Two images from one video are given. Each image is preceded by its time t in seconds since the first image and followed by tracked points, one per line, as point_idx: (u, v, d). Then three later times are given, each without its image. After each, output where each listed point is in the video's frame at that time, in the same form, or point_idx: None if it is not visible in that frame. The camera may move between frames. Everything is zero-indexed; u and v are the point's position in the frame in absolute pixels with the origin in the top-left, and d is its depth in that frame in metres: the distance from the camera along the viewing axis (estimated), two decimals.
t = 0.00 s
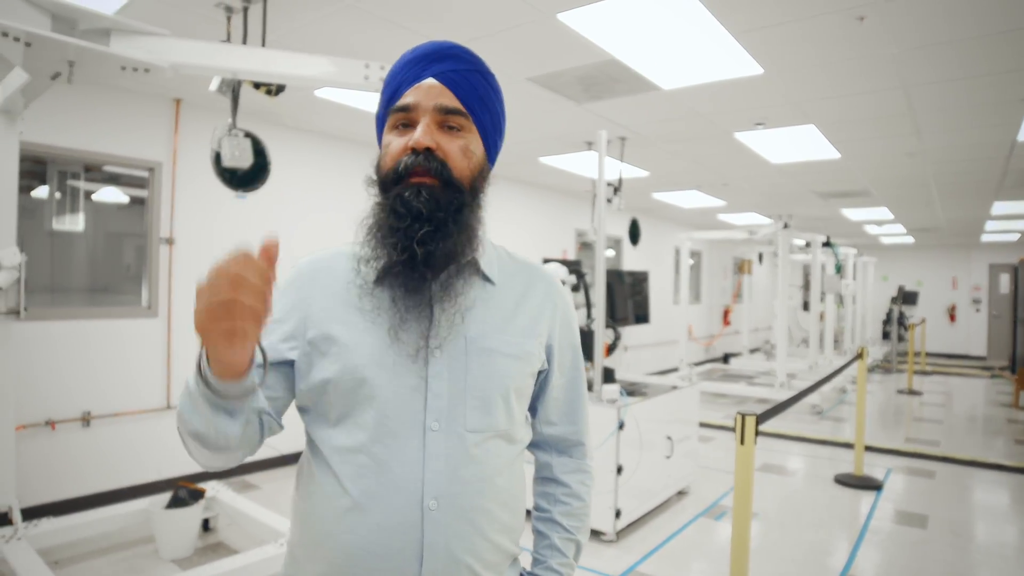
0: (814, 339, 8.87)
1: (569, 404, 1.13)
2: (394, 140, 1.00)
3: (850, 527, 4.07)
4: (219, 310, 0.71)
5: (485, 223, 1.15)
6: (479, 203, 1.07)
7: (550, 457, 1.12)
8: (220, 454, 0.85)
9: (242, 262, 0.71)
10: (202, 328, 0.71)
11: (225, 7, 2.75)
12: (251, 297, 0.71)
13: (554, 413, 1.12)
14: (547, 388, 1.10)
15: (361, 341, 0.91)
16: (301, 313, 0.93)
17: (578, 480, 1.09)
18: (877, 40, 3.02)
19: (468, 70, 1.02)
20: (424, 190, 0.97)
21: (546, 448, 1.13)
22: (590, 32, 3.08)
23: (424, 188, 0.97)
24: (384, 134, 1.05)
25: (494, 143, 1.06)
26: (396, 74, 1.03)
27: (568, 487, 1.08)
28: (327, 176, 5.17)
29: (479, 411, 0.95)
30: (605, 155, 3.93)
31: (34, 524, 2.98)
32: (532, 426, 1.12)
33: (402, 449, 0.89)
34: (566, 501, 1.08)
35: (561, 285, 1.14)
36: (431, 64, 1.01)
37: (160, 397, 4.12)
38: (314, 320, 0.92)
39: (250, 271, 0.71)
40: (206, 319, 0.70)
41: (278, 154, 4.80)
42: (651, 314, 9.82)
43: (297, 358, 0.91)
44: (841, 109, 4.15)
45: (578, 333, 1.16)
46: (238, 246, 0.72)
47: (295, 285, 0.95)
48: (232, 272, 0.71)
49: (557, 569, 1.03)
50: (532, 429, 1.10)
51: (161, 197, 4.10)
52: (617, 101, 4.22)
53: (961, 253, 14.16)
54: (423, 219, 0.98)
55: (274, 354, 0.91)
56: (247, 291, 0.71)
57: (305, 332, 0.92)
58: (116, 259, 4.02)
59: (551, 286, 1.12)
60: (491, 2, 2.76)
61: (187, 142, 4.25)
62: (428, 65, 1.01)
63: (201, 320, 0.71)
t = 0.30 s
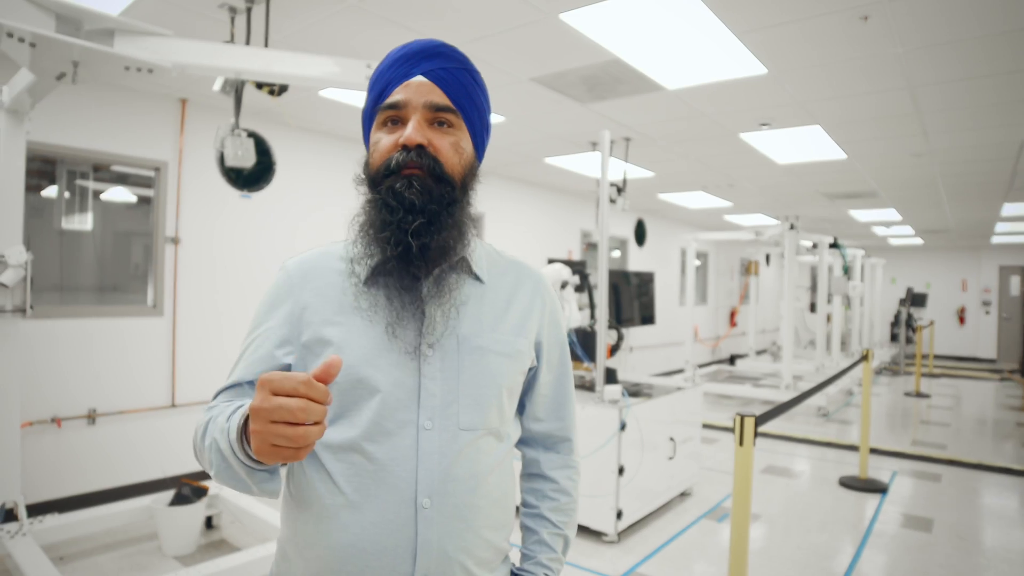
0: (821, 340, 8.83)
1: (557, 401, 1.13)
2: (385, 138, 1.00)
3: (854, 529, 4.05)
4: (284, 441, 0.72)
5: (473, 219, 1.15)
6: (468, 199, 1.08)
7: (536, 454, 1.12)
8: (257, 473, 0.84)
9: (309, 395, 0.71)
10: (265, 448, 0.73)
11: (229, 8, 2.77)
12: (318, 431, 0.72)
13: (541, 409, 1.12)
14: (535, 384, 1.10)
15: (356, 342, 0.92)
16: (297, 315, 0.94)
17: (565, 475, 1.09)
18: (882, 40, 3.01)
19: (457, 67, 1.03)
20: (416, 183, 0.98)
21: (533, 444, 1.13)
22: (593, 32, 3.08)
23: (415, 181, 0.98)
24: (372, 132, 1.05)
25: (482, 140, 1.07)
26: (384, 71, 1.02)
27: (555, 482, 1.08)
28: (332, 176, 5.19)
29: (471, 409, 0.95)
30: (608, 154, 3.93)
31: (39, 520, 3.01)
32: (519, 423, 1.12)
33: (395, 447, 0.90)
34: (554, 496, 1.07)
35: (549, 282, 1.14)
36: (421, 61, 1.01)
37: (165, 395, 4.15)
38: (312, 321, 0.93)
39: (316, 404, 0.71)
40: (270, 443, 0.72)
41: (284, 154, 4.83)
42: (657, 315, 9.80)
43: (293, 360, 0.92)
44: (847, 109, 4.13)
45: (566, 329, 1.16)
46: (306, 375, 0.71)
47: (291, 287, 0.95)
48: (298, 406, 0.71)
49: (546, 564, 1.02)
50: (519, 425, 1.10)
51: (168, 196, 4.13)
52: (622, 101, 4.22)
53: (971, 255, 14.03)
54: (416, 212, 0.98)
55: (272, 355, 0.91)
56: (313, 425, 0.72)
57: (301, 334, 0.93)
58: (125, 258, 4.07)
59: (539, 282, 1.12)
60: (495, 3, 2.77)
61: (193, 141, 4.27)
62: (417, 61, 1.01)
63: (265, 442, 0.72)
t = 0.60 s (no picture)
0: (829, 344, 8.76)
1: (550, 401, 1.12)
2: (373, 139, 1.01)
3: (860, 535, 4.01)
4: (251, 420, 0.72)
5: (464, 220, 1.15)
6: (458, 199, 1.08)
7: (529, 455, 1.12)
8: (237, 464, 0.83)
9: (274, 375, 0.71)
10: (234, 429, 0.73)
11: (234, 10, 2.79)
12: (285, 413, 0.72)
13: (533, 410, 1.11)
14: (527, 385, 1.10)
15: (344, 341, 0.92)
16: (286, 313, 0.94)
17: (558, 477, 1.09)
18: (888, 41, 2.98)
19: (446, 69, 1.02)
20: (402, 183, 0.98)
21: (525, 445, 1.13)
22: (597, 34, 3.07)
23: (401, 181, 0.98)
24: (363, 133, 1.05)
25: (472, 142, 1.07)
26: (373, 74, 1.03)
27: (547, 483, 1.08)
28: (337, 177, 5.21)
29: (460, 408, 0.95)
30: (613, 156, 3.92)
31: (44, 517, 3.04)
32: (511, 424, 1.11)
33: (382, 446, 0.90)
34: (545, 497, 1.07)
35: (540, 281, 1.14)
36: (409, 63, 1.01)
37: (171, 394, 4.18)
38: (302, 320, 0.93)
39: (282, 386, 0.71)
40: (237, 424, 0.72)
41: (290, 156, 4.85)
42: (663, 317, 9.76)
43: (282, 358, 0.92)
44: (855, 111, 4.09)
45: (558, 329, 1.15)
46: (272, 357, 0.72)
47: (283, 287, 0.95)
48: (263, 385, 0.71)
49: (537, 566, 1.02)
50: (511, 425, 1.10)
51: (174, 197, 4.16)
52: (626, 103, 4.21)
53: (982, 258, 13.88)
54: (401, 209, 0.98)
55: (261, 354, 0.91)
56: (279, 407, 0.72)
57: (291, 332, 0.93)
58: (133, 259, 4.10)
59: (530, 282, 1.12)
60: (498, 4, 2.77)
61: (199, 143, 4.30)
62: (406, 64, 1.01)
63: (232, 422, 0.73)
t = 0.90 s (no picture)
0: (837, 344, 8.70)
1: (547, 400, 1.12)
2: (371, 139, 1.02)
3: (867, 535, 3.99)
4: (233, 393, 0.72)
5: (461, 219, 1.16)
6: (453, 200, 1.08)
7: (527, 453, 1.12)
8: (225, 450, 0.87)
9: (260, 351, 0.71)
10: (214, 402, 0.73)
11: (239, 11, 2.81)
12: (267, 390, 0.72)
13: (531, 408, 1.12)
14: (523, 383, 1.10)
15: (340, 338, 0.92)
16: (283, 310, 0.95)
17: (555, 475, 1.09)
18: (894, 39, 2.96)
19: (444, 69, 1.03)
20: (398, 185, 0.99)
21: (523, 444, 1.13)
22: (601, 33, 3.06)
23: (397, 182, 0.99)
24: (361, 133, 1.06)
25: (470, 142, 1.07)
26: (372, 75, 1.04)
27: (545, 482, 1.08)
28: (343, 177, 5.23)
29: (456, 406, 0.96)
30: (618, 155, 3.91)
31: (53, 515, 3.07)
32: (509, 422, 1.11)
33: (378, 443, 0.90)
34: (542, 496, 1.08)
35: (538, 280, 1.14)
36: (407, 63, 1.02)
37: (178, 394, 4.21)
38: (298, 318, 0.94)
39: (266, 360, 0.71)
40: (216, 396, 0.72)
41: (296, 156, 4.88)
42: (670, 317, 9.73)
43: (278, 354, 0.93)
44: (861, 109, 4.07)
45: (556, 328, 1.16)
46: (261, 331, 0.72)
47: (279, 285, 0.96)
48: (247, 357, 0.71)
49: (533, 564, 1.03)
50: (508, 423, 1.10)
51: (181, 197, 4.19)
52: (631, 102, 4.20)
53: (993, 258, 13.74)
54: (395, 210, 0.99)
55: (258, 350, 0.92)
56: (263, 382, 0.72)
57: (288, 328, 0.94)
58: (142, 259, 4.14)
59: (527, 280, 1.12)
60: (502, 4, 2.78)
61: (206, 143, 4.33)
62: (404, 65, 1.02)
63: (214, 391, 0.72)
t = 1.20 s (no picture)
0: (840, 342, 8.68)
1: (546, 397, 1.12)
2: (365, 146, 1.00)
3: (870, 534, 3.98)
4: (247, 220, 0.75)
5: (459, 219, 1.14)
6: (450, 204, 1.07)
7: (526, 450, 1.11)
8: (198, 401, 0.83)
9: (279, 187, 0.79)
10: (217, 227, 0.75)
11: (240, 10, 2.80)
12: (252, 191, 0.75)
13: (530, 405, 1.11)
14: (523, 380, 1.10)
15: (338, 332, 0.92)
16: (281, 302, 0.95)
17: (554, 473, 1.09)
18: (896, 37, 2.95)
19: (438, 73, 1.01)
20: (388, 196, 0.96)
21: (522, 440, 1.13)
22: (601, 30, 3.05)
23: (388, 195, 0.97)
24: (357, 139, 1.05)
25: (466, 147, 1.06)
26: (367, 79, 1.03)
27: (544, 479, 1.08)
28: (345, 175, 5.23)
29: (454, 400, 0.96)
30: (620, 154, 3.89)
31: (56, 513, 3.08)
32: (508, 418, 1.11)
33: (377, 437, 0.90)
34: (541, 493, 1.07)
35: (538, 279, 1.14)
36: (401, 69, 1.01)
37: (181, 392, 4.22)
38: (295, 311, 0.94)
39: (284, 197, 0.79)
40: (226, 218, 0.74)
41: (298, 155, 4.88)
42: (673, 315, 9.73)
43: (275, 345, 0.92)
44: (864, 107, 4.05)
45: (556, 327, 1.15)
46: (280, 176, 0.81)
47: (277, 279, 0.96)
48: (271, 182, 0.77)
49: (533, 560, 1.02)
50: (507, 420, 1.10)
51: (183, 196, 4.20)
52: (634, 100, 4.19)
53: (997, 256, 13.68)
54: (385, 223, 0.96)
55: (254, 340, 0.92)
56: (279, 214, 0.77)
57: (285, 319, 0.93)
58: (144, 258, 4.15)
59: (527, 278, 1.12)
60: (503, 2, 2.77)
61: (208, 142, 4.33)
62: (397, 70, 1.01)
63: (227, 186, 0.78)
